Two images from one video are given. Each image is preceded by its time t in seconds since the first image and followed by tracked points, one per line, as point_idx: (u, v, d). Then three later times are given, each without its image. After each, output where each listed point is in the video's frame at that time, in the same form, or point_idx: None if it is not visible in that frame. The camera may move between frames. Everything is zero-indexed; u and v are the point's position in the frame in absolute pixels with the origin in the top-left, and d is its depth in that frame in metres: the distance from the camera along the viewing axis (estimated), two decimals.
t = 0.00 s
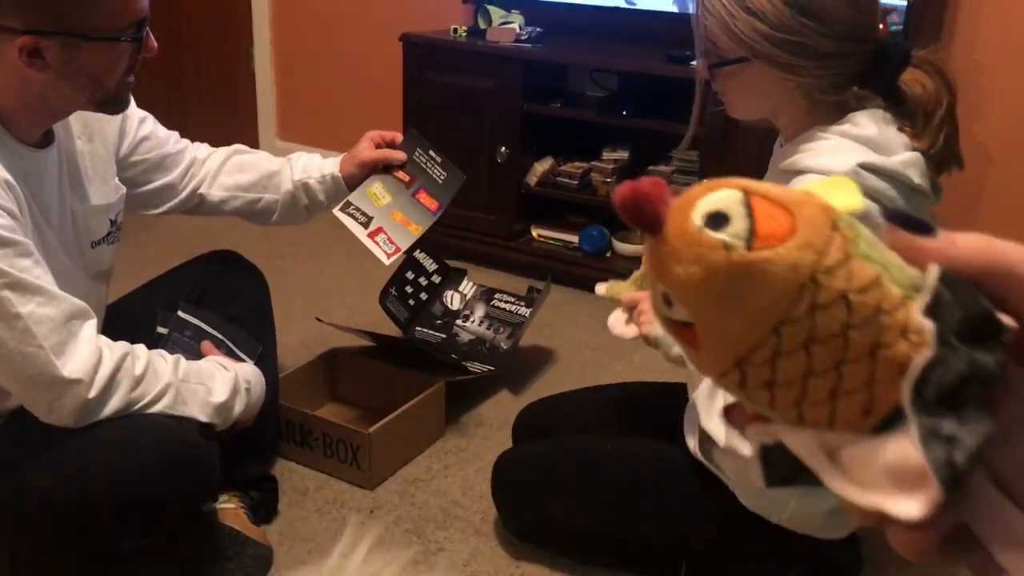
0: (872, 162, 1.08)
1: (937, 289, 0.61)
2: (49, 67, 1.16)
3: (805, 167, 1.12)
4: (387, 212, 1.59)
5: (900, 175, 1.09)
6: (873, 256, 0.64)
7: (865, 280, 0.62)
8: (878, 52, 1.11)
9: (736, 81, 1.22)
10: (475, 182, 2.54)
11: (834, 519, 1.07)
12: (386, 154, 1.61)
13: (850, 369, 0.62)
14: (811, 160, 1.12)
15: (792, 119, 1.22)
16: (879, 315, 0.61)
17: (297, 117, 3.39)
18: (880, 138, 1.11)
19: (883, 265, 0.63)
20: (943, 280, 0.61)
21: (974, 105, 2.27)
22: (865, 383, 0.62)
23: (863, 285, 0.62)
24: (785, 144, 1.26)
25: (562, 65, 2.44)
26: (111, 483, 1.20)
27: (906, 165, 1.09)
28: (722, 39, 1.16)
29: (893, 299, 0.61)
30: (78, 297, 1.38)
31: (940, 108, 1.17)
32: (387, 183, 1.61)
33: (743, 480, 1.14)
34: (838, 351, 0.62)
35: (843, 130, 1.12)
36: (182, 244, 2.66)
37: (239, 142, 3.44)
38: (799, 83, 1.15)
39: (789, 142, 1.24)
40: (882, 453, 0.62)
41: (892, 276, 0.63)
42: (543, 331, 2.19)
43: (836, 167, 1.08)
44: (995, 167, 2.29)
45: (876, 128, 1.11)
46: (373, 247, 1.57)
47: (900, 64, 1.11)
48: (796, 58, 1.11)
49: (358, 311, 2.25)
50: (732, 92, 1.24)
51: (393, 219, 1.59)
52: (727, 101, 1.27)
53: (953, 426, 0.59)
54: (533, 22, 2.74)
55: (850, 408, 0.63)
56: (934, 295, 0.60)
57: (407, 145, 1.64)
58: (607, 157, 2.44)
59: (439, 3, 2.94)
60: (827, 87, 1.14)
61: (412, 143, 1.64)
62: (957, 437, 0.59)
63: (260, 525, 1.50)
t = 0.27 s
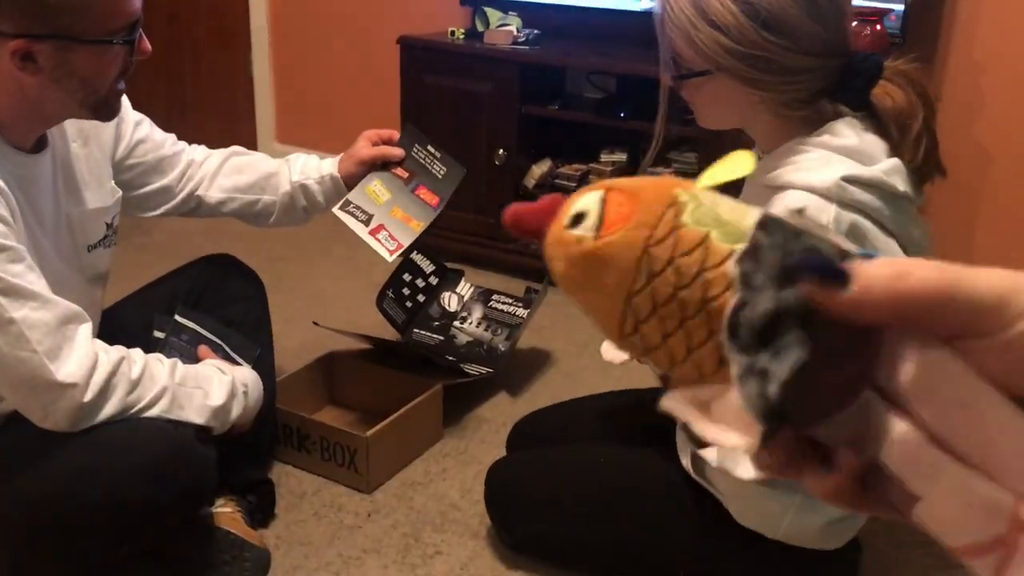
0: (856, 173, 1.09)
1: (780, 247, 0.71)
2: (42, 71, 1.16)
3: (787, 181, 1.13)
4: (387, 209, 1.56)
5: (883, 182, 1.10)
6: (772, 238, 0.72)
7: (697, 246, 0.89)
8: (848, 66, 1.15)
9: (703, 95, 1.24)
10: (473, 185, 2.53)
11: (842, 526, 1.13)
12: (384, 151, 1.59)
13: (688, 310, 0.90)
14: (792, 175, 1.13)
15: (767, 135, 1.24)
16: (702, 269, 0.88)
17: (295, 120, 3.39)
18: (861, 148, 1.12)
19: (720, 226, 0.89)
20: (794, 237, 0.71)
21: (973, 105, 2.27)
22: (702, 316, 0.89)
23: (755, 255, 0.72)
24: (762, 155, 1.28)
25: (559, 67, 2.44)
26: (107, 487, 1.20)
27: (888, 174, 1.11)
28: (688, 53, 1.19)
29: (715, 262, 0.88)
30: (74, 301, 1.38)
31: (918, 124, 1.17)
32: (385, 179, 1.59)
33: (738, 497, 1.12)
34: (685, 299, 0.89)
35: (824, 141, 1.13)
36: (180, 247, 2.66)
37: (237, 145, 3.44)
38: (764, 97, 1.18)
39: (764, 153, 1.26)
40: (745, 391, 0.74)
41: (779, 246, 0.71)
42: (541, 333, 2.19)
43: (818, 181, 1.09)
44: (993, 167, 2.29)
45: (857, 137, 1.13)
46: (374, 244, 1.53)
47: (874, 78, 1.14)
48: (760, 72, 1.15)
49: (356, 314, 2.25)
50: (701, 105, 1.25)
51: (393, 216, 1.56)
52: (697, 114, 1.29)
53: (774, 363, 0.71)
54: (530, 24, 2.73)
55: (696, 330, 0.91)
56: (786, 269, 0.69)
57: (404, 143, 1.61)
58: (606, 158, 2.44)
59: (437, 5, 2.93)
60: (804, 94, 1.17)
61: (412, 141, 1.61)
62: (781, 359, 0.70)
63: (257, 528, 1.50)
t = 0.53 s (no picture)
0: (844, 175, 1.09)
1: (755, 219, 0.65)
2: (42, 73, 1.16)
3: (776, 184, 1.12)
4: (387, 208, 1.54)
5: (873, 185, 1.11)
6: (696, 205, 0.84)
7: (693, 219, 0.81)
8: (834, 71, 1.13)
9: (687, 96, 1.20)
10: (474, 186, 2.53)
11: (840, 532, 1.13)
12: (384, 151, 1.58)
13: (678, 288, 0.79)
14: (781, 178, 1.13)
15: (756, 139, 1.23)
16: (700, 249, 0.80)
17: (296, 121, 3.39)
18: (850, 151, 1.14)
19: (710, 211, 0.83)
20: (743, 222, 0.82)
21: (975, 105, 2.27)
22: (684, 306, 0.80)
23: (689, 234, 0.80)
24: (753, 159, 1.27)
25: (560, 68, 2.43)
26: (109, 489, 1.20)
27: (877, 176, 1.12)
28: (670, 54, 1.14)
29: (716, 243, 0.80)
30: (74, 302, 1.37)
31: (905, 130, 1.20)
32: (385, 178, 1.57)
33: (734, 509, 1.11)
34: (666, 288, 0.80)
35: (812, 144, 1.14)
36: (181, 248, 2.65)
37: (238, 146, 3.43)
38: (750, 100, 1.15)
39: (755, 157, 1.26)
40: (726, 360, 0.70)
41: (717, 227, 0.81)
42: (542, 334, 2.18)
43: (805, 184, 1.10)
44: (995, 167, 2.28)
45: (846, 140, 1.14)
46: (374, 243, 1.51)
47: (860, 85, 1.13)
48: (743, 77, 1.12)
49: (357, 314, 2.25)
50: (686, 105, 1.22)
51: (393, 216, 1.54)
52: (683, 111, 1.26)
53: (781, 301, 0.61)
54: (531, 25, 2.73)
55: (697, 321, 0.80)
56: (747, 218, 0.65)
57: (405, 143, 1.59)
58: (607, 159, 2.43)
59: (438, 5, 2.93)
60: (789, 99, 1.15)
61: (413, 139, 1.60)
62: (779, 318, 0.61)
63: (259, 530, 1.50)
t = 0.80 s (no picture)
0: (846, 176, 1.13)
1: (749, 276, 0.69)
2: (42, 74, 1.15)
3: (778, 184, 1.15)
4: (387, 209, 1.56)
5: (877, 187, 1.14)
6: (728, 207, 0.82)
7: (719, 212, 0.80)
8: (834, 65, 1.13)
9: (689, 101, 1.21)
10: (474, 186, 2.52)
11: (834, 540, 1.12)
12: (384, 151, 1.58)
13: (685, 264, 0.77)
14: (783, 177, 1.15)
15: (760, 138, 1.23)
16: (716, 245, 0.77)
17: (295, 121, 3.38)
18: (855, 151, 1.15)
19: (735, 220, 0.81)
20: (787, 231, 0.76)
21: (977, 105, 2.26)
22: (680, 284, 0.76)
23: (712, 224, 0.78)
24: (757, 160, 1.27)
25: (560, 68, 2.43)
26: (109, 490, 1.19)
27: (881, 179, 1.15)
28: (666, 60, 1.15)
29: (725, 242, 0.77)
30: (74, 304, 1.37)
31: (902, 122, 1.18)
32: (385, 179, 1.59)
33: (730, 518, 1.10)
34: (667, 262, 0.77)
35: (814, 144, 1.15)
36: (182, 249, 2.65)
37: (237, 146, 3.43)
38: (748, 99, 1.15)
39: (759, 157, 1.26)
40: (705, 336, 0.69)
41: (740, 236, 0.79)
42: (542, 334, 2.18)
43: (806, 185, 1.13)
44: (996, 167, 2.28)
45: (849, 141, 1.16)
46: (376, 245, 1.53)
47: (860, 75, 1.12)
48: (739, 78, 1.11)
49: (357, 315, 2.24)
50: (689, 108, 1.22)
51: (394, 216, 1.56)
52: (688, 117, 1.25)
53: (764, 310, 0.68)
54: (531, 25, 2.72)
55: (684, 297, 0.76)
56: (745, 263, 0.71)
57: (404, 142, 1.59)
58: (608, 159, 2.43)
59: (438, 5, 2.92)
60: (790, 97, 1.15)
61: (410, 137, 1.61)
62: (760, 316, 0.67)
63: (259, 531, 1.49)
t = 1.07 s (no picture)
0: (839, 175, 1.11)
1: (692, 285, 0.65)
2: (42, 75, 1.15)
3: (772, 183, 1.14)
4: (389, 203, 1.52)
5: (870, 187, 1.12)
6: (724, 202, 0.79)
7: (707, 207, 0.77)
8: (835, 65, 1.15)
9: (690, 100, 1.22)
10: (474, 187, 2.52)
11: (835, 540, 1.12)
12: (384, 145, 1.55)
13: (655, 253, 0.76)
14: (776, 176, 1.14)
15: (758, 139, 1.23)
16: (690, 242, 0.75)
17: (295, 122, 3.38)
18: (849, 151, 1.14)
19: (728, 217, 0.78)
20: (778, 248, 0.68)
21: (976, 106, 2.26)
22: (646, 274, 0.76)
23: (699, 217, 0.76)
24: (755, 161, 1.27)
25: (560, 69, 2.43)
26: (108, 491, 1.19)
27: (875, 178, 1.13)
28: (669, 56, 1.16)
29: (696, 240, 0.75)
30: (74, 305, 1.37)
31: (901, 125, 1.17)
32: (386, 174, 1.55)
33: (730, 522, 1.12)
34: (636, 251, 0.76)
35: (810, 143, 1.15)
36: (181, 250, 2.65)
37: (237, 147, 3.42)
38: (750, 97, 1.16)
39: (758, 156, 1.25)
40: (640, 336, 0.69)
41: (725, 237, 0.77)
42: (543, 335, 2.18)
43: (799, 183, 1.11)
44: (995, 169, 2.28)
45: (846, 140, 1.15)
46: (378, 239, 1.49)
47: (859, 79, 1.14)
48: (743, 76, 1.13)
49: (356, 316, 2.24)
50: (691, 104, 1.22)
51: (395, 211, 1.52)
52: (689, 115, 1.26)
53: (696, 326, 0.65)
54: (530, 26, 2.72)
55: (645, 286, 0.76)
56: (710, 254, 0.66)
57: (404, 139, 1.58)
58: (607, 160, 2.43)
59: (437, 5, 2.92)
60: (791, 95, 1.16)
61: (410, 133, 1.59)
62: (689, 325, 0.65)
63: (258, 532, 1.49)
